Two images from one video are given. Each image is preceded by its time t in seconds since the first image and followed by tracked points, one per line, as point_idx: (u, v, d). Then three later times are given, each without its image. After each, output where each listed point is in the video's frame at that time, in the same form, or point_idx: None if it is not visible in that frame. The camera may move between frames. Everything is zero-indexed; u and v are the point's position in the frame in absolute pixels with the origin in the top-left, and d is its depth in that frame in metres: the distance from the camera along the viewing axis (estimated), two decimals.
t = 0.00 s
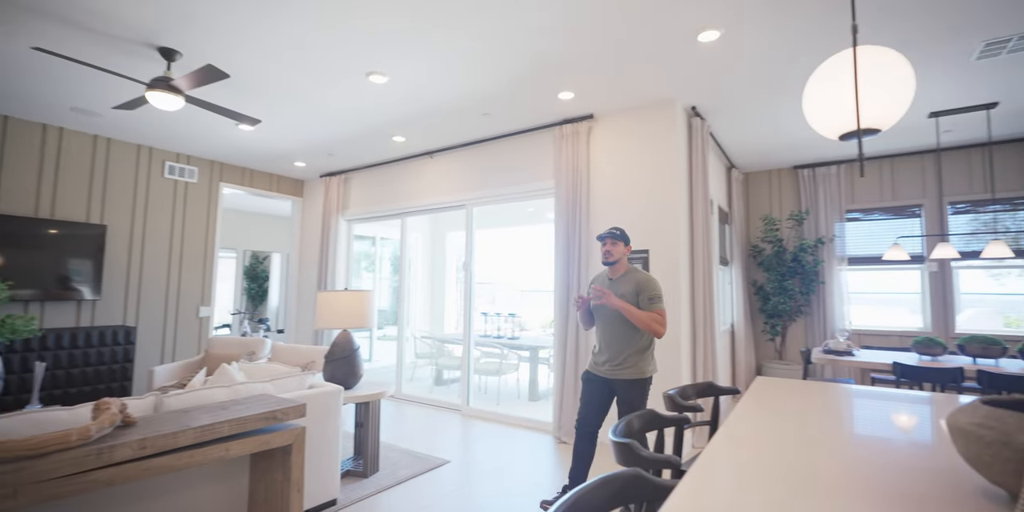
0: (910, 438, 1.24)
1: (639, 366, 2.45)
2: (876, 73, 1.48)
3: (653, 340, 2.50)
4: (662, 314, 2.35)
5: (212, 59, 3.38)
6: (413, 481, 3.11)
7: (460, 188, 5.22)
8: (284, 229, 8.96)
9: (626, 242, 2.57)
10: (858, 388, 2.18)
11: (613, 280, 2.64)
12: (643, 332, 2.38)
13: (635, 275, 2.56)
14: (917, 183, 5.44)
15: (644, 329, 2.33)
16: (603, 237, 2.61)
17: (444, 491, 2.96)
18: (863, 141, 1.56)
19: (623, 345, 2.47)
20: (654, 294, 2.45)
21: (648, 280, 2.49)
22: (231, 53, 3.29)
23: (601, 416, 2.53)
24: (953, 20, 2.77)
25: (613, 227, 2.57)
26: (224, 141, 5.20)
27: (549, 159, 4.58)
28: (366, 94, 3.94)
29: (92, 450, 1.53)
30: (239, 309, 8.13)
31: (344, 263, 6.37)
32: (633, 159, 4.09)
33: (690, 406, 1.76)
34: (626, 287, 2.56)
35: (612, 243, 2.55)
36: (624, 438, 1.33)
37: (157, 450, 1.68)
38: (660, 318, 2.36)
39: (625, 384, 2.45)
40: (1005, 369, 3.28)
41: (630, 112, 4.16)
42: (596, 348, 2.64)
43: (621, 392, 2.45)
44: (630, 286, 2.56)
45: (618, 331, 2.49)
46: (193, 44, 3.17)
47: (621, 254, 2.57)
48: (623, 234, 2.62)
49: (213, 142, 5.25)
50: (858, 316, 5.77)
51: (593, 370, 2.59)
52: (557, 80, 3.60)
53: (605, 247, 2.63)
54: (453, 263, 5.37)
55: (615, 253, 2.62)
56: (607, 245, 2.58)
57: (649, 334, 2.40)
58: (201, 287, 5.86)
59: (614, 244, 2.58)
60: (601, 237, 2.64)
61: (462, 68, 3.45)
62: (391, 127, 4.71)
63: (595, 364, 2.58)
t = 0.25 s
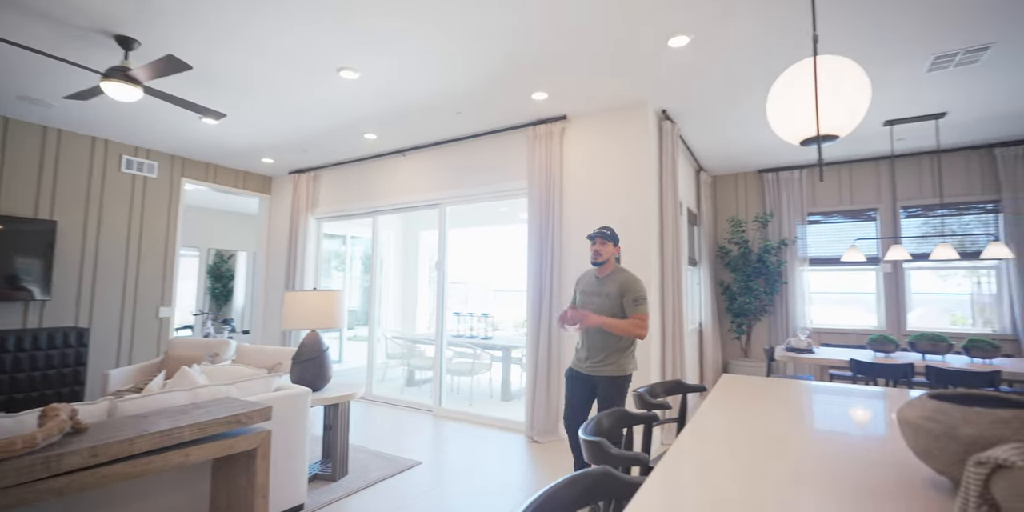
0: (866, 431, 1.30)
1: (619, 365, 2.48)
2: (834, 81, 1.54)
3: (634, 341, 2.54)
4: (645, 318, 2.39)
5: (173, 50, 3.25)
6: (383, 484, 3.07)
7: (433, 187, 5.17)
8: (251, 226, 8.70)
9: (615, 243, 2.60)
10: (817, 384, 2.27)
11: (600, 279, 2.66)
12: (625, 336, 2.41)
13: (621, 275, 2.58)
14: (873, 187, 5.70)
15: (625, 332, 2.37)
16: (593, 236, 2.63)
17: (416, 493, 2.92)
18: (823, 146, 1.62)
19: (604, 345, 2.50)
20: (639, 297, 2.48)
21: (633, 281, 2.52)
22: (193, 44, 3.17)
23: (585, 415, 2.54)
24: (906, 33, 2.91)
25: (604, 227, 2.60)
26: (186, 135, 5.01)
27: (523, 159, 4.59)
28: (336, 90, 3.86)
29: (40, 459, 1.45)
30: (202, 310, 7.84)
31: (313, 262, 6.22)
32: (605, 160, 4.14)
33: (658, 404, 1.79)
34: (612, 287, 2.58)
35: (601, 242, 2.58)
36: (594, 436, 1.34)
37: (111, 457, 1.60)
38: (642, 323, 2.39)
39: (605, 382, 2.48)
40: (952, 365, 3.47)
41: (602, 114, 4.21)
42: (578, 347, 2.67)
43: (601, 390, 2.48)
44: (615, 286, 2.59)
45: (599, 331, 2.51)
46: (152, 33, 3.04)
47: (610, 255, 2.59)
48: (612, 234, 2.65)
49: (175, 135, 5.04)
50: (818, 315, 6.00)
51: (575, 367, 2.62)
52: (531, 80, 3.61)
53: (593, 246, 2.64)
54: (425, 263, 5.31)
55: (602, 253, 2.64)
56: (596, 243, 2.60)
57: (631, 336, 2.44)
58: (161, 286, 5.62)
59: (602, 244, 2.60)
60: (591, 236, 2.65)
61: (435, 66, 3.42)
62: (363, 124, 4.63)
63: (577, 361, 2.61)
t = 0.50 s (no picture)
0: (825, 425, 1.36)
1: (594, 363, 2.52)
2: (795, 89, 1.60)
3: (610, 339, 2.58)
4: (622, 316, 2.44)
5: (130, 39, 3.11)
6: (353, 487, 3.01)
7: (406, 186, 5.11)
8: (215, 224, 8.40)
9: (597, 244, 2.64)
10: (779, 381, 2.35)
11: (579, 278, 2.69)
12: (602, 332, 2.47)
13: (599, 274, 2.62)
14: (833, 191, 5.94)
15: (602, 329, 2.42)
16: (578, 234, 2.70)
17: (385, 496, 2.88)
18: (784, 151, 1.68)
19: (580, 343, 2.53)
20: (616, 296, 2.53)
21: (610, 281, 2.56)
22: (153, 33, 3.04)
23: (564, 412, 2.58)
24: (862, 44, 3.05)
25: (591, 226, 2.68)
26: (145, 128, 4.80)
27: (496, 158, 4.59)
28: (306, 85, 3.77)
29: None
30: (161, 310, 7.52)
31: (280, 261, 6.06)
32: (578, 161, 4.19)
33: (628, 402, 1.82)
34: (589, 286, 2.62)
35: (585, 240, 2.64)
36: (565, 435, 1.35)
37: (60, 466, 1.52)
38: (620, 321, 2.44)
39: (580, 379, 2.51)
40: (903, 361, 3.65)
41: (575, 115, 4.25)
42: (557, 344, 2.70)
43: (577, 388, 2.50)
44: (593, 284, 2.62)
45: (576, 329, 2.55)
46: (108, 21, 2.90)
47: (592, 253, 2.65)
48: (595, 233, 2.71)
49: (132, 128, 4.82)
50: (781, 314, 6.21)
51: (553, 365, 2.66)
52: (505, 80, 3.61)
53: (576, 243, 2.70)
54: (397, 262, 5.24)
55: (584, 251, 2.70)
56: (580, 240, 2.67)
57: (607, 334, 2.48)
58: (117, 286, 5.37)
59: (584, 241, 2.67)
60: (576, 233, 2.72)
61: (408, 63, 3.38)
62: (333, 121, 4.53)
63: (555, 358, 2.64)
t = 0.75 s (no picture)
0: (786, 421, 1.40)
1: (572, 361, 2.55)
2: (759, 95, 1.65)
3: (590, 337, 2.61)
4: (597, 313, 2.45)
5: (85, 26, 2.96)
6: (321, 491, 2.95)
7: (377, 184, 5.03)
8: (176, 221, 8.08)
9: (575, 244, 2.66)
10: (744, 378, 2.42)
11: (557, 279, 2.72)
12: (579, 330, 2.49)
13: (577, 274, 2.65)
14: (795, 195, 6.16)
15: (577, 327, 2.44)
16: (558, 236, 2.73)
17: (355, 500, 2.83)
18: (750, 155, 1.73)
19: (558, 342, 2.56)
20: (592, 294, 2.55)
21: (587, 279, 2.58)
22: (109, 21, 2.90)
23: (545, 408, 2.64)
24: (823, 53, 3.18)
25: (568, 228, 2.69)
26: (100, 119, 4.58)
27: (470, 158, 4.57)
28: (274, 79, 3.66)
29: None
30: (118, 311, 7.19)
31: (246, 260, 5.88)
32: (551, 161, 4.21)
33: (597, 400, 1.84)
34: (567, 286, 2.64)
35: (562, 242, 2.66)
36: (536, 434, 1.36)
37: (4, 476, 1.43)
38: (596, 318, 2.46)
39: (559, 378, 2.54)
40: (859, 358, 3.82)
41: (549, 116, 4.27)
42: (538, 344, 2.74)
43: (557, 387, 2.54)
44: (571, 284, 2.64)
45: (554, 328, 2.58)
46: (60, 6, 2.75)
47: (570, 254, 2.67)
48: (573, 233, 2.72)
49: (90, 120, 4.61)
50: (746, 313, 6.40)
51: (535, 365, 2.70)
52: (479, 78, 3.60)
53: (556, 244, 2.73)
54: (368, 261, 5.15)
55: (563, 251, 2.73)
56: (558, 242, 2.70)
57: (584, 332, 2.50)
58: (69, 285, 5.10)
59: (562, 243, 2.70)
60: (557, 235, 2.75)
61: (380, 59, 3.33)
62: (302, 116, 4.42)
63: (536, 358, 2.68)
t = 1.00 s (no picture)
0: (751, 417, 1.45)
1: (558, 361, 2.59)
2: (726, 100, 1.69)
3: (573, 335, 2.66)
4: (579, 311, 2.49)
5: (33, 10, 2.80)
6: (287, 496, 2.87)
7: (348, 181, 4.94)
8: (135, 217, 7.74)
9: (552, 246, 2.67)
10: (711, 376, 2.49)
11: (537, 281, 2.73)
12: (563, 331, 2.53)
13: (557, 274, 2.67)
14: (760, 198, 6.36)
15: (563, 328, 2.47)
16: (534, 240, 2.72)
17: (322, 504, 2.77)
18: (717, 158, 1.77)
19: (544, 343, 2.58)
20: (574, 294, 2.59)
21: (567, 279, 2.61)
22: (60, 6, 2.75)
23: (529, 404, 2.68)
24: (786, 62, 3.30)
25: (544, 232, 2.69)
26: (49, 109, 4.34)
27: (443, 156, 4.54)
28: (239, 72, 3.55)
29: None
30: (69, 311, 6.84)
31: (209, 258, 5.68)
32: (524, 161, 4.22)
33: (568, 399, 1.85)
34: (548, 287, 2.66)
35: (539, 247, 2.66)
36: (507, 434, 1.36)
37: None
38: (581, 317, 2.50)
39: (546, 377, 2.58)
40: (818, 355, 3.97)
41: (522, 116, 4.28)
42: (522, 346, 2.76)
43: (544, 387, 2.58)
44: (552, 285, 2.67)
45: (538, 330, 2.60)
46: None
47: (548, 257, 2.68)
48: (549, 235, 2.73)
49: (41, 109, 4.38)
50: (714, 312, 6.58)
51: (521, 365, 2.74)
52: (452, 77, 3.57)
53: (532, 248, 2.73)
54: (338, 260, 5.05)
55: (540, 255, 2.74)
56: (534, 247, 2.70)
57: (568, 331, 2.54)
58: (14, 285, 4.81)
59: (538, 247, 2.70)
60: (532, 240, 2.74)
61: (351, 54, 3.27)
62: (269, 111, 4.30)
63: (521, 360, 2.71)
